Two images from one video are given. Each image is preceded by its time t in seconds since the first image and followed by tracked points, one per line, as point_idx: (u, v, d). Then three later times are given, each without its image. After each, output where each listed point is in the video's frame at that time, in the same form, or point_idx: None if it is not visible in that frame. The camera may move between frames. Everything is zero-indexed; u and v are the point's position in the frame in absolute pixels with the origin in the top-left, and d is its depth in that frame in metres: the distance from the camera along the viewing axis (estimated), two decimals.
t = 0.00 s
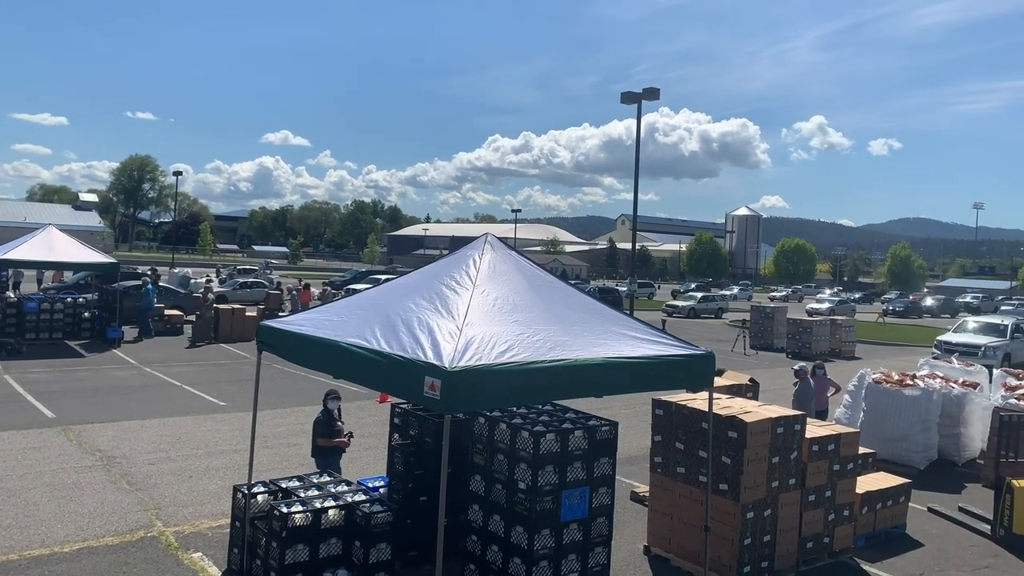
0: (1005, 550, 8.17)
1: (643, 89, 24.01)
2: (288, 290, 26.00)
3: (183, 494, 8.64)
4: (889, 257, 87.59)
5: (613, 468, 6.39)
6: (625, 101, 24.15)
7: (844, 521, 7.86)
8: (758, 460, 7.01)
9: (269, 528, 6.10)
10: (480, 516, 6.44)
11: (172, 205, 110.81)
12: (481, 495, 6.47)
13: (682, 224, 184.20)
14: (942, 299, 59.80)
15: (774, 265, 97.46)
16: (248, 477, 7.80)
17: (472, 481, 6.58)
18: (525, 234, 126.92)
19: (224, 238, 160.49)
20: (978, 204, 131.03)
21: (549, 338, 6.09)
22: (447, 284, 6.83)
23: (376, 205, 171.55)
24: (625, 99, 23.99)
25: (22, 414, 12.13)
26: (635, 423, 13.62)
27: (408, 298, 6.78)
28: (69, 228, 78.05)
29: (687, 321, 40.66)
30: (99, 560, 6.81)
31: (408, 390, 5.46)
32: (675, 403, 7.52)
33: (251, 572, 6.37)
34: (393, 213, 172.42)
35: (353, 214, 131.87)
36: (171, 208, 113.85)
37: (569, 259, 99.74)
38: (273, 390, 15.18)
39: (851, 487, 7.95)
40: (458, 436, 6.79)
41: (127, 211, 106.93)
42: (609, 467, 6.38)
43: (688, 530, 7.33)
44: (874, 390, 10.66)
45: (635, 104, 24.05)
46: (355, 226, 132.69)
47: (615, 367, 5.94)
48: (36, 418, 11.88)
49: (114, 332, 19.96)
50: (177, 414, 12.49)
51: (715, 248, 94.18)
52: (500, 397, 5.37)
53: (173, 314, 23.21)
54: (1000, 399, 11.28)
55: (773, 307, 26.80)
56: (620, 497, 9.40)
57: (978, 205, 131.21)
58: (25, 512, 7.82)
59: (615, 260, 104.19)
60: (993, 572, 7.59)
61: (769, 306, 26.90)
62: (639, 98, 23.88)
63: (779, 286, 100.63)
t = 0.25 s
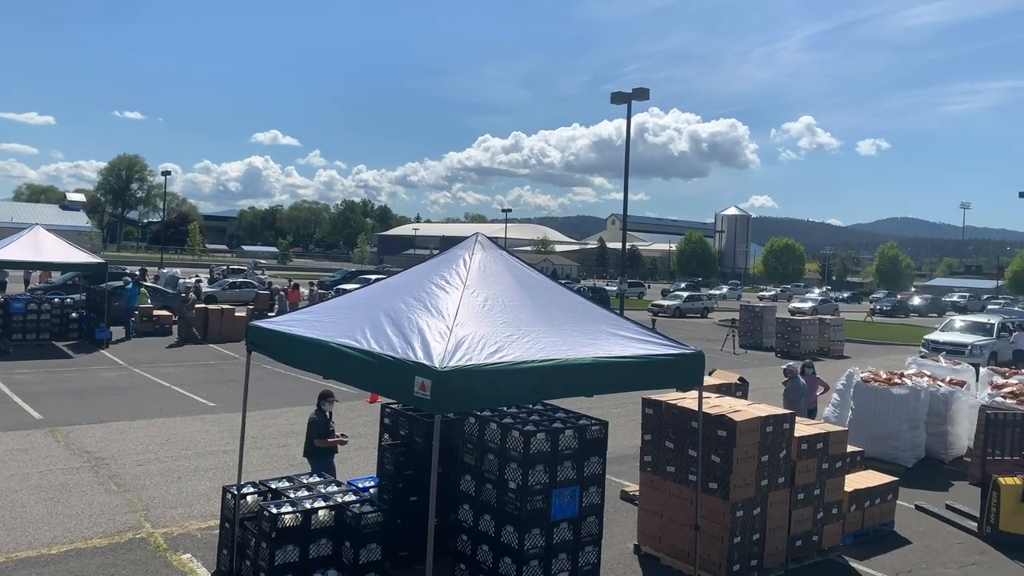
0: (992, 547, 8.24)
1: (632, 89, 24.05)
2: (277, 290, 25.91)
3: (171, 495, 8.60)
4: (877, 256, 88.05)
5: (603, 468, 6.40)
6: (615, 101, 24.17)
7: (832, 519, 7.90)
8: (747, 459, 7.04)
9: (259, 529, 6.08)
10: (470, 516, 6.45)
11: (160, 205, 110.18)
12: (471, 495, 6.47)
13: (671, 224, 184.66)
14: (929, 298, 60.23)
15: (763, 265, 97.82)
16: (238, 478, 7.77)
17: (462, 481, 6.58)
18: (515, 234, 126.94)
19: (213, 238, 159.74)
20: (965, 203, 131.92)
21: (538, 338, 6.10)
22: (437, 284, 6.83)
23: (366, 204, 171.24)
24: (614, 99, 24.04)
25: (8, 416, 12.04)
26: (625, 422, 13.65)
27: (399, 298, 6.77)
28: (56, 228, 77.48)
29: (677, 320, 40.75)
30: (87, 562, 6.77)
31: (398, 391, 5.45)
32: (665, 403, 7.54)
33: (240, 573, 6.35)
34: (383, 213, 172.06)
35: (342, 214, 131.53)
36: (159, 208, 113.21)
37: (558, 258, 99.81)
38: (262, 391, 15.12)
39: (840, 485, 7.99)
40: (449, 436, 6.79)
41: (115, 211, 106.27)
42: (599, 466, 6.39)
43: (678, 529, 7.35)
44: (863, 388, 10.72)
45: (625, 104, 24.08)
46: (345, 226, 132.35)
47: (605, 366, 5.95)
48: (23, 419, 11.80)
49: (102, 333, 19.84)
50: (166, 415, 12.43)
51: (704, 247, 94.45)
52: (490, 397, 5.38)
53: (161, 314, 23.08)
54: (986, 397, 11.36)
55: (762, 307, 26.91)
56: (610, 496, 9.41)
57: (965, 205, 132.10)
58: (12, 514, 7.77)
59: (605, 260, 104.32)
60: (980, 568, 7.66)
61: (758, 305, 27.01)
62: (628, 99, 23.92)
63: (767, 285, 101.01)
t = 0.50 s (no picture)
0: (979, 545, 8.30)
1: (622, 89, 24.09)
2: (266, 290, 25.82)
3: (160, 496, 8.56)
4: (866, 256, 88.52)
5: (593, 467, 6.41)
6: (605, 102, 24.21)
7: (821, 518, 7.93)
8: (736, 458, 7.06)
9: (248, 530, 6.06)
10: (460, 516, 6.44)
11: (149, 205, 109.59)
12: (461, 495, 6.46)
13: (661, 224, 185.08)
14: (917, 298, 60.62)
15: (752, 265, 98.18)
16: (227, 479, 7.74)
17: (452, 481, 6.57)
18: (506, 234, 126.99)
19: (202, 238, 159.03)
20: (953, 204, 132.81)
21: (528, 338, 6.10)
22: (427, 284, 6.82)
23: (356, 204, 170.84)
24: (604, 99, 24.07)
25: None
26: (615, 422, 13.68)
27: (389, 298, 6.75)
28: (43, 228, 76.97)
29: (666, 320, 40.87)
30: (74, 564, 6.73)
31: (388, 391, 5.44)
32: (654, 403, 7.56)
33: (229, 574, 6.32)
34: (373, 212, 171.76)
35: (332, 214, 131.22)
36: (147, 208, 112.61)
37: (548, 258, 99.89)
38: (252, 392, 15.07)
39: (829, 484, 8.02)
40: (439, 436, 6.78)
41: (103, 211, 105.63)
42: (589, 466, 6.40)
43: (667, 529, 7.37)
44: (851, 388, 10.78)
45: (615, 105, 24.13)
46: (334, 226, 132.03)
47: (595, 366, 5.96)
48: (9, 420, 11.71)
49: (89, 334, 19.72)
50: (154, 416, 12.36)
51: (694, 247, 94.71)
52: (480, 397, 5.37)
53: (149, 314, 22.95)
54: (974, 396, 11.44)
55: (751, 307, 27.02)
56: (600, 496, 9.43)
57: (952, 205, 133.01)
58: None
59: (595, 260, 104.45)
60: (967, 567, 7.71)
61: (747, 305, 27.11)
62: (618, 99, 23.96)
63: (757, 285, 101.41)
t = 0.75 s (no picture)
0: (968, 544, 8.35)
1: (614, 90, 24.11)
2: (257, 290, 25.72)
3: (149, 497, 8.51)
4: (856, 256, 88.92)
5: (584, 467, 6.42)
6: (597, 102, 24.22)
7: (812, 518, 7.97)
8: (727, 458, 7.08)
9: (239, 531, 6.03)
10: (452, 516, 6.44)
11: (139, 205, 108.95)
12: (453, 495, 6.46)
13: (652, 225, 185.39)
14: (907, 298, 60.94)
15: (743, 265, 98.45)
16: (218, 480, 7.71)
17: (444, 482, 6.57)
18: (497, 234, 126.94)
19: (192, 238, 158.33)
20: (942, 205, 133.56)
21: (520, 338, 6.10)
22: (418, 284, 6.81)
23: (348, 204, 170.44)
24: (596, 99, 24.09)
25: None
26: (606, 422, 13.70)
27: (380, 298, 6.75)
28: (32, 228, 76.42)
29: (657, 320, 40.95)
30: (63, 566, 6.69)
31: (379, 392, 5.44)
32: (646, 402, 7.58)
33: None
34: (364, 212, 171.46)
35: (324, 214, 130.90)
36: (137, 207, 112.01)
37: (540, 259, 99.92)
38: (242, 392, 15.01)
39: (819, 484, 8.06)
40: (430, 436, 6.78)
41: (92, 210, 105.02)
42: (581, 466, 6.41)
43: (658, 528, 7.38)
44: (841, 388, 10.83)
45: (607, 105, 24.15)
46: (326, 226, 131.69)
47: (587, 367, 5.97)
48: None
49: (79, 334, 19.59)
50: (145, 417, 12.30)
51: (686, 247, 94.93)
52: (471, 397, 5.38)
53: (139, 315, 22.81)
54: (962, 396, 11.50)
55: (742, 307, 27.11)
56: (591, 496, 9.44)
57: (942, 206, 133.79)
58: None
59: (587, 260, 104.51)
60: (957, 566, 7.75)
61: (738, 305, 27.21)
62: (610, 99, 23.97)
63: (748, 285, 101.70)
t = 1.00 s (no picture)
0: (954, 542, 8.41)
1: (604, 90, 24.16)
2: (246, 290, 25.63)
3: (137, 499, 8.47)
4: (844, 257, 89.45)
5: (573, 467, 6.42)
6: (587, 103, 24.26)
7: (800, 517, 8.00)
8: (716, 458, 7.10)
9: (227, 532, 6.00)
10: (441, 517, 6.43)
11: (127, 205, 108.31)
12: (442, 496, 6.46)
13: (642, 225, 185.79)
14: (894, 299, 61.36)
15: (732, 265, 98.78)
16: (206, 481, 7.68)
17: (433, 482, 6.56)
18: (488, 235, 126.91)
19: (181, 238, 157.53)
20: (930, 206, 134.53)
21: (509, 339, 6.11)
22: (407, 285, 6.80)
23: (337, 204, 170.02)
24: (585, 100, 24.12)
25: None
26: (596, 422, 13.72)
27: (369, 299, 6.73)
28: (18, 227, 75.83)
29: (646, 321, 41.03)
30: (49, 568, 6.64)
31: (368, 392, 5.43)
32: (635, 402, 7.59)
33: None
34: (354, 213, 171.04)
35: (313, 214, 130.55)
36: (125, 207, 111.37)
37: (530, 259, 99.96)
38: (231, 393, 14.96)
39: (808, 483, 8.09)
40: (420, 437, 6.77)
41: (80, 210, 104.34)
42: (570, 466, 6.41)
43: (648, 528, 7.40)
44: (829, 388, 10.89)
45: (596, 106, 24.20)
46: (315, 226, 131.35)
47: (576, 367, 5.98)
48: None
49: (66, 335, 19.46)
50: (133, 418, 12.24)
51: (675, 248, 95.22)
52: (461, 397, 5.37)
53: (127, 315, 22.67)
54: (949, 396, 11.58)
55: (731, 307, 27.21)
56: (581, 496, 9.45)
57: (929, 207, 134.68)
58: None
59: (577, 260, 104.61)
60: (943, 564, 7.81)
61: (727, 306, 27.31)
62: (600, 100, 24.02)
63: (737, 286, 102.07)
